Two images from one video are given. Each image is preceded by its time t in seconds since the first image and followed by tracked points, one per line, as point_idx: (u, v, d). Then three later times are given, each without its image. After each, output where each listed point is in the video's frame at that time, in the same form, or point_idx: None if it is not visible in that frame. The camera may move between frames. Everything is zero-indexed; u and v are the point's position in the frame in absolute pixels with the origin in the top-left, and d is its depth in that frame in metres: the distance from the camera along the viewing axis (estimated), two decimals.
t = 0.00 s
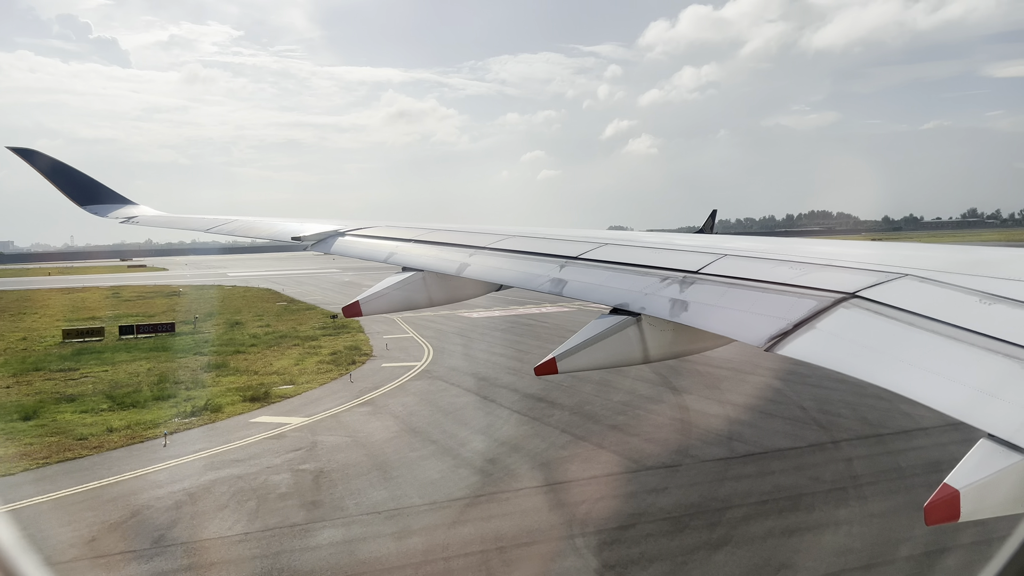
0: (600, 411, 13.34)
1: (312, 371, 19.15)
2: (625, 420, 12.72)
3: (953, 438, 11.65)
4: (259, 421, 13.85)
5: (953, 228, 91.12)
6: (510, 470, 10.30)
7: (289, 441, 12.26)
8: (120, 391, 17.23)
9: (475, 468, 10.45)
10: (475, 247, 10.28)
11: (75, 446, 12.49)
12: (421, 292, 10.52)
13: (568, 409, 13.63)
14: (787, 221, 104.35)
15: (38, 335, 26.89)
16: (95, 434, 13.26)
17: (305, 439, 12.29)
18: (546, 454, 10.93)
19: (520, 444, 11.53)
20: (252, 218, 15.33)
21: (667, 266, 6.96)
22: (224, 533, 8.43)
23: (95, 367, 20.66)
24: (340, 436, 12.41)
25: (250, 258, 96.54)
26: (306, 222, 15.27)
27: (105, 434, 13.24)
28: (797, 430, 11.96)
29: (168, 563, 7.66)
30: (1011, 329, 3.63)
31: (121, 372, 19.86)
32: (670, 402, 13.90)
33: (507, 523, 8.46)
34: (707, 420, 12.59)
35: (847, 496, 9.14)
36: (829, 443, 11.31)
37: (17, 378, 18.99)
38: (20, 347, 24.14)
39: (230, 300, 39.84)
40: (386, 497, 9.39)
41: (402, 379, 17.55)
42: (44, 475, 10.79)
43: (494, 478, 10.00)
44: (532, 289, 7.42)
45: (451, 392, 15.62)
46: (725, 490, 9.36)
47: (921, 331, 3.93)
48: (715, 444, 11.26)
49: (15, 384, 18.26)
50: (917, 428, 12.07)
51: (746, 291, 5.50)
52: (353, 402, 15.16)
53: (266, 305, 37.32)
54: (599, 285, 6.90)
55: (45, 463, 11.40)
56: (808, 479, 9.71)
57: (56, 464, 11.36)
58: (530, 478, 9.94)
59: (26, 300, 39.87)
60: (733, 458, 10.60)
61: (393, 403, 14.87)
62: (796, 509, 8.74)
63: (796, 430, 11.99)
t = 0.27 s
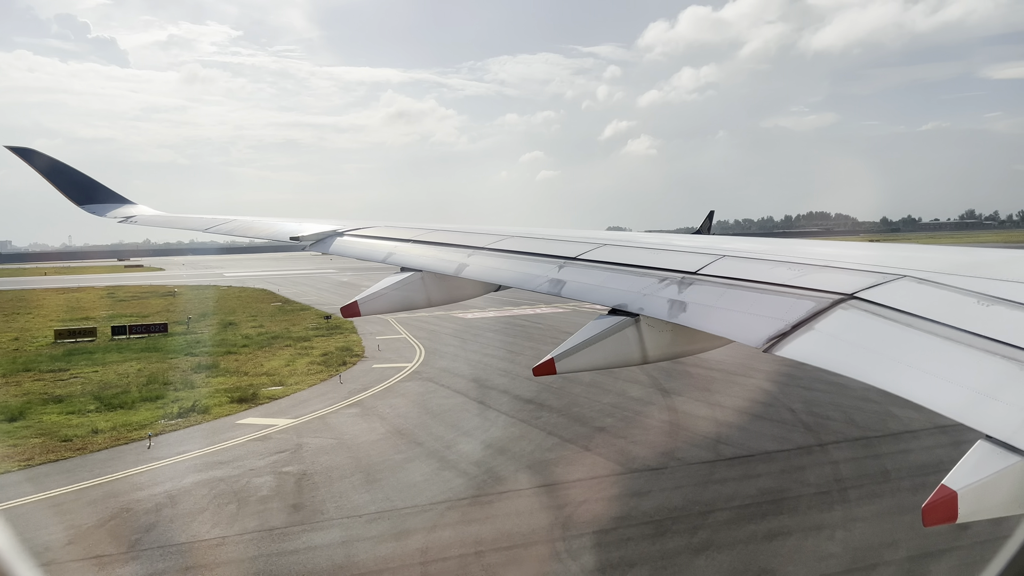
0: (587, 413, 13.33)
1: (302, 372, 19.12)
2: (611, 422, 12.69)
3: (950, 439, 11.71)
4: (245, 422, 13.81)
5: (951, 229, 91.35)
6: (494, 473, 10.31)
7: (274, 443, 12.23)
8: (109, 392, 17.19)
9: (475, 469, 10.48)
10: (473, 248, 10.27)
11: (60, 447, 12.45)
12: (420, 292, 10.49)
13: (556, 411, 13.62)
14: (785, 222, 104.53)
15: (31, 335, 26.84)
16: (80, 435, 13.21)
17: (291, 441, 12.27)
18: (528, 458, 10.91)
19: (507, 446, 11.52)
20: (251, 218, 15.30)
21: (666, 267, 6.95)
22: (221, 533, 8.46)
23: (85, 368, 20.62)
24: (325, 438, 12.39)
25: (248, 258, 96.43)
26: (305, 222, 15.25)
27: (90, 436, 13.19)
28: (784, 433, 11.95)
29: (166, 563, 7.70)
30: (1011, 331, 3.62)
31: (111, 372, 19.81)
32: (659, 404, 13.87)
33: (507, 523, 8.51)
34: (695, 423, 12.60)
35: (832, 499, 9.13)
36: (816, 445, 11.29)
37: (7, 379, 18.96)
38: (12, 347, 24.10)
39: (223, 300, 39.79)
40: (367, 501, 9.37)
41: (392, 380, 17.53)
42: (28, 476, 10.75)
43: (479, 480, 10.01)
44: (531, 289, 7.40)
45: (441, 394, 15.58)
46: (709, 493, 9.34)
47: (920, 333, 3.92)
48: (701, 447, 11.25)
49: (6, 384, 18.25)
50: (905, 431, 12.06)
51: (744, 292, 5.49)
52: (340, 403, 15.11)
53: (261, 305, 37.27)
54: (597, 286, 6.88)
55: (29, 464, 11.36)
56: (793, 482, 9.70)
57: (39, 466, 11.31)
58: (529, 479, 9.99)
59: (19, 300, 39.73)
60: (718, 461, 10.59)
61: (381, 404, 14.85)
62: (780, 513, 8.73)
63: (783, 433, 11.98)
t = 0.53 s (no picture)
0: (576, 415, 13.31)
1: (292, 373, 19.08)
2: (599, 424, 12.67)
3: (948, 440, 11.76)
4: (231, 424, 13.77)
5: (948, 231, 91.58)
6: (477, 476, 10.24)
7: (258, 445, 12.20)
8: (96, 393, 17.15)
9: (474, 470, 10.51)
10: (471, 248, 10.27)
11: (44, 448, 12.40)
12: (419, 292, 10.47)
13: (543, 413, 13.61)
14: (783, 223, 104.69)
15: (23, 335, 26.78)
16: (65, 436, 13.16)
17: (275, 443, 12.24)
18: (510, 460, 10.88)
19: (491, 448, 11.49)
20: (249, 218, 15.28)
21: (664, 267, 6.94)
22: (220, 533, 8.52)
23: (76, 367, 20.62)
24: (309, 440, 12.34)
25: (245, 258, 96.30)
26: (303, 222, 15.23)
27: (74, 437, 13.15)
28: (772, 435, 11.93)
29: (165, 563, 7.75)
30: (1009, 332, 3.61)
31: (102, 372, 19.79)
32: (647, 406, 13.86)
33: (506, 523, 8.57)
34: (682, 425, 12.59)
35: (815, 502, 9.09)
36: (804, 448, 11.26)
37: None
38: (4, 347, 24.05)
39: (217, 300, 39.71)
40: (344, 504, 9.31)
41: (382, 381, 17.46)
42: (12, 477, 10.73)
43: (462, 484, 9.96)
44: (529, 290, 7.39)
45: (439, 395, 15.58)
46: (692, 496, 9.32)
47: (918, 334, 3.91)
48: (688, 449, 11.23)
49: None
50: (903, 432, 12.13)
51: (742, 293, 5.49)
52: (327, 405, 15.08)
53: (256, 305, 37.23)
54: (596, 286, 6.86)
55: (12, 466, 11.32)
56: (777, 485, 9.68)
57: (23, 467, 11.27)
58: (529, 479, 10.05)
59: (12, 300, 39.58)
60: (704, 463, 10.58)
61: (369, 406, 14.84)
62: (762, 516, 8.69)
63: (771, 435, 11.96)
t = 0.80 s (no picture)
0: (564, 417, 13.29)
1: (281, 373, 19.05)
2: (587, 426, 12.66)
3: (945, 441, 11.83)
4: (217, 424, 13.74)
5: (946, 232, 91.79)
6: (462, 479, 10.20)
7: (243, 446, 12.18)
8: (84, 393, 17.10)
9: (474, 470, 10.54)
10: (469, 249, 10.26)
11: (27, 448, 12.36)
12: (418, 292, 10.47)
13: (532, 414, 13.59)
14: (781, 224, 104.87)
15: (16, 335, 26.72)
16: (50, 436, 13.13)
17: (260, 444, 12.21)
18: (494, 463, 10.86)
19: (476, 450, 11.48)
20: (248, 217, 15.25)
21: (664, 268, 6.93)
22: (219, 532, 8.57)
23: (67, 367, 20.59)
24: (294, 442, 12.32)
25: (242, 258, 96.19)
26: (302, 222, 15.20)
27: (58, 437, 13.10)
28: (759, 437, 11.95)
29: (167, 563, 7.79)
30: (1007, 334, 3.60)
31: (92, 372, 19.75)
32: (636, 407, 13.85)
33: (507, 523, 8.64)
34: (669, 427, 12.58)
35: (799, 506, 9.07)
36: (790, 450, 11.24)
37: None
38: None
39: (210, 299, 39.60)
40: (324, 507, 9.28)
41: (372, 382, 17.42)
42: None
43: (447, 487, 9.93)
44: (528, 290, 7.38)
45: (437, 395, 15.59)
46: (676, 499, 9.31)
47: (917, 335, 3.90)
48: (674, 451, 11.22)
49: None
50: (900, 433, 12.21)
51: (741, 294, 5.49)
52: (315, 405, 15.05)
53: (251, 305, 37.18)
54: (594, 287, 6.86)
55: None
56: (762, 488, 9.67)
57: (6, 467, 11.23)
58: (528, 479, 10.13)
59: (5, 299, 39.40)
60: (691, 465, 10.58)
61: (356, 407, 14.81)
62: (745, 520, 8.67)
63: (759, 437, 11.95)
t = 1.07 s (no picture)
0: (553, 418, 13.29)
1: (271, 373, 19.03)
2: (575, 427, 12.66)
3: (943, 443, 11.89)
4: (203, 425, 13.70)
5: (944, 234, 92.01)
6: (446, 482, 10.17)
7: (227, 446, 12.17)
8: (71, 393, 17.04)
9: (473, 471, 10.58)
10: (469, 249, 10.26)
11: (11, 449, 12.33)
12: (417, 292, 10.46)
13: (522, 415, 13.60)
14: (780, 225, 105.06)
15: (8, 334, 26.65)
16: (34, 437, 13.09)
17: (246, 445, 12.19)
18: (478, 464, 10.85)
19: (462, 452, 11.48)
20: (248, 217, 15.22)
21: (663, 269, 6.92)
22: (218, 531, 8.63)
23: (57, 367, 20.54)
24: (279, 443, 12.30)
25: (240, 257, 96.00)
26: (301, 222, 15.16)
27: (43, 438, 13.06)
28: (747, 439, 11.95)
29: (166, 562, 7.83)
30: (1006, 335, 3.60)
31: (82, 372, 19.71)
32: (625, 409, 13.86)
33: (507, 523, 8.70)
34: (656, 428, 12.58)
35: (782, 509, 9.07)
36: (777, 453, 11.24)
37: None
38: None
39: (204, 299, 39.51)
40: (304, 510, 9.26)
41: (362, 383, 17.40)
42: None
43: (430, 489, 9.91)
44: (527, 290, 7.38)
45: (436, 395, 15.61)
46: (659, 502, 9.30)
47: (915, 336, 3.90)
48: (660, 454, 11.21)
49: None
50: (898, 434, 12.30)
51: (739, 294, 5.49)
52: (303, 406, 15.05)
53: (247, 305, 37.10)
54: (593, 287, 6.85)
55: None
56: (747, 491, 9.67)
57: None
58: (528, 479, 10.20)
59: None
60: (676, 467, 10.58)
61: (344, 408, 14.77)
62: (727, 523, 8.66)
63: (747, 440, 11.96)
